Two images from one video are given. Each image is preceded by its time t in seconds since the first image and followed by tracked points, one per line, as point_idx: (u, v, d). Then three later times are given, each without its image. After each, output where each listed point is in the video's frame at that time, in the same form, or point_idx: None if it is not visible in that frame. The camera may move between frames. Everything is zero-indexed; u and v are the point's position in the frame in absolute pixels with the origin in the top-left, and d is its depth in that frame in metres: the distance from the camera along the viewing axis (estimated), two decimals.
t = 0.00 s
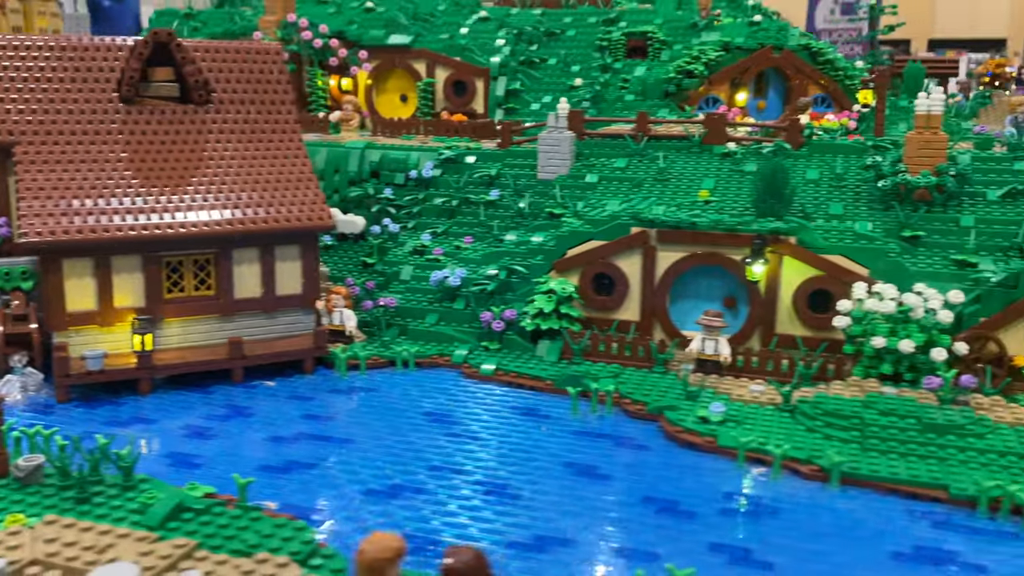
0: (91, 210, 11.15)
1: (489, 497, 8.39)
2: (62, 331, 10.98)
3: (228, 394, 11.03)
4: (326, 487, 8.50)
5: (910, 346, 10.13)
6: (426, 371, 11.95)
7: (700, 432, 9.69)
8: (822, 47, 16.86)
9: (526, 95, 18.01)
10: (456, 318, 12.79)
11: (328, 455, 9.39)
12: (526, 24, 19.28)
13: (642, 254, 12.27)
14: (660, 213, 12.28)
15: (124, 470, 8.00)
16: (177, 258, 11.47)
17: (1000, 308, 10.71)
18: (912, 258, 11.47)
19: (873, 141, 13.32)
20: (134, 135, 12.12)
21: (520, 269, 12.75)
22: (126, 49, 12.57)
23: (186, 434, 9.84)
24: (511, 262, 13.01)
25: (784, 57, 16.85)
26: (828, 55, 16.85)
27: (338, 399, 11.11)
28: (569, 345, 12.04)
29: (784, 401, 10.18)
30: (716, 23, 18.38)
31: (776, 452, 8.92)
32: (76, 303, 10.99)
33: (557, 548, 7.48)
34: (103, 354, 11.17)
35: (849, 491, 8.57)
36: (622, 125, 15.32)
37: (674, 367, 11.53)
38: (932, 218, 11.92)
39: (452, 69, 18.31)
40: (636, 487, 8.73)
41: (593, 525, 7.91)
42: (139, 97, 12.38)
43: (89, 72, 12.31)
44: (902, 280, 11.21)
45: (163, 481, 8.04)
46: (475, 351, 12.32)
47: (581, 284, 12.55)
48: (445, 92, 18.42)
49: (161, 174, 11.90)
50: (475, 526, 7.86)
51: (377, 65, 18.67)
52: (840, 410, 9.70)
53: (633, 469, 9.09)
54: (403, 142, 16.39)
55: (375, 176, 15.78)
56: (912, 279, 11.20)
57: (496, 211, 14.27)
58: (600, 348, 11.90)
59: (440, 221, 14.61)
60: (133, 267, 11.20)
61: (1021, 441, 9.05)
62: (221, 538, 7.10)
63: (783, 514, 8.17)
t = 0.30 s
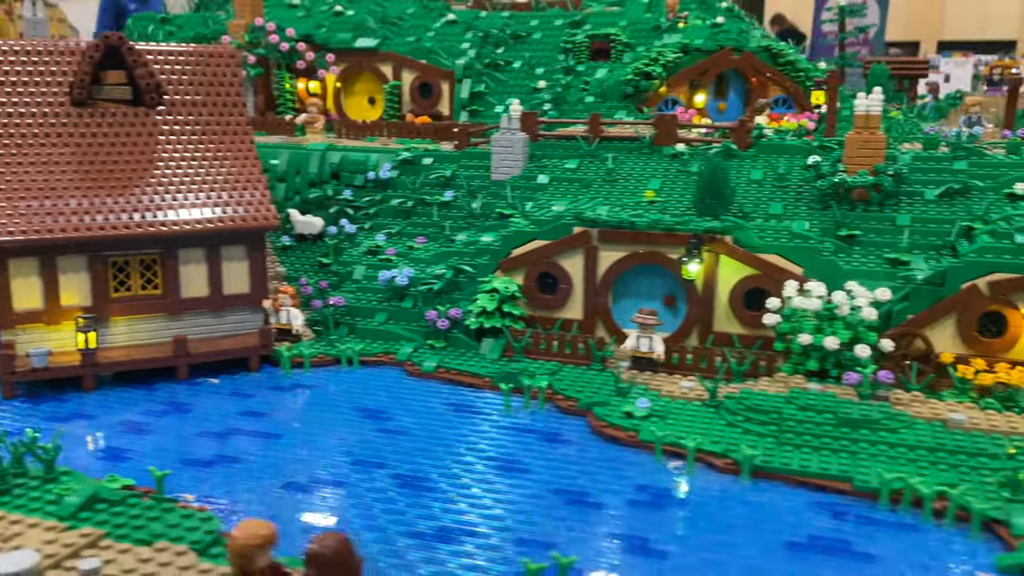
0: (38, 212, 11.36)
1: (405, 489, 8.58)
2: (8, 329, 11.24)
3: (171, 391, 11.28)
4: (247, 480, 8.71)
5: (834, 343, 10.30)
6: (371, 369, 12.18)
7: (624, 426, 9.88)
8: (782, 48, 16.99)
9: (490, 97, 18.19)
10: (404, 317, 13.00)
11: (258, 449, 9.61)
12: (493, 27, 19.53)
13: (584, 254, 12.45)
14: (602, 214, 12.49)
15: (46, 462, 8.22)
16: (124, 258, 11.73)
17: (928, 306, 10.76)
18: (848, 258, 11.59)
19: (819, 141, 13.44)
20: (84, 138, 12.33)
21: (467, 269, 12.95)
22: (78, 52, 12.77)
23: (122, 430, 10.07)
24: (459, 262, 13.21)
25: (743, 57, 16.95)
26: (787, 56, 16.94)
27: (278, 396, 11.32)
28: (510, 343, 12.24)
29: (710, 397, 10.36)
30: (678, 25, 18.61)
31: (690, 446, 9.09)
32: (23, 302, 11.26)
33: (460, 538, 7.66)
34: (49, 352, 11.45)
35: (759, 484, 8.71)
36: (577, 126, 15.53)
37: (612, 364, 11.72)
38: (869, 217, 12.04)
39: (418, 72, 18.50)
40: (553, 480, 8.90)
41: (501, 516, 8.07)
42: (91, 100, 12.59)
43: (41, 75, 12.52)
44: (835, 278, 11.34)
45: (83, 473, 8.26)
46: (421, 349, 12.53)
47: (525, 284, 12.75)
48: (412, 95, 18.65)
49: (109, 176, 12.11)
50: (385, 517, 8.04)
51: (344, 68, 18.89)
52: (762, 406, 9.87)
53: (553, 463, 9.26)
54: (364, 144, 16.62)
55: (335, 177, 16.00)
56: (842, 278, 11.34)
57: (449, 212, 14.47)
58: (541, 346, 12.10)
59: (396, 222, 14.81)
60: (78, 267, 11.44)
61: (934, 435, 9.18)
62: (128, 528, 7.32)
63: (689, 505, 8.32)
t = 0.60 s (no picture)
0: None
1: (336, 480, 8.73)
2: None
3: (124, 387, 11.49)
4: (183, 473, 8.89)
5: (771, 339, 10.51)
6: (324, 365, 12.37)
7: (561, 420, 10.03)
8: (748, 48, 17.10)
9: (460, 97, 18.31)
10: (361, 314, 13.16)
11: (200, 443, 9.79)
12: (464, 27, 19.69)
13: (536, 251, 12.58)
14: (554, 211, 12.62)
15: None
16: (79, 256, 11.94)
17: (867, 302, 10.93)
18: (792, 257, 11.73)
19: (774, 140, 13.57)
20: (43, 137, 12.53)
21: (423, 266, 13.11)
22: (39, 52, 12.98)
23: (70, 425, 10.28)
24: (416, 260, 13.36)
25: (708, 58, 17.14)
26: (752, 57, 17.06)
27: (229, 392, 11.49)
28: (462, 340, 12.38)
29: (650, 391, 10.50)
30: (647, 25, 18.75)
31: (619, 437, 9.23)
32: None
33: (380, 527, 7.80)
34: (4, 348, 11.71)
35: (686, 475, 8.83)
36: (539, 126, 15.68)
37: (560, 360, 11.88)
38: (815, 214, 12.18)
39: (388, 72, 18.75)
40: (484, 472, 9.04)
41: (425, 507, 8.22)
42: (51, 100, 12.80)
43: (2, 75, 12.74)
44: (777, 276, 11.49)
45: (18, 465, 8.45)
46: (375, 345, 12.69)
47: (480, 281, 12.87)
48: (384, 95, 18.84)
49: (67, 175, 12.33)
50: (311, 507, 8.19)
51: (316, 69, 19.10)
52: (697, 399, 10.02)
53: (487, 456, 9.40)
54: (332, 144, 16.78)
55: (302, 176, 16.17)
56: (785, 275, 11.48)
57: (410, 210, 14.63)
58: (493, 342, 12.27)
59: (359, 220, 14.96)
60: (33, 265, 11.67)
61: (862, 428, 9.31)
62: (52, 517, 7.50)
63: (613, 496, 8.46)
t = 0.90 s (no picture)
0: None
1: (271, 473, 8.91)
2: None
3: (81, 382, 11.73)
4: (124, 466, 9.09)
5: (710, 335, 10.69)
6: (281, 361, 12.55)
7: (502, 414, 10.18)
8: (715, 48, 17.25)
9: (432, 96, 18.51)
10: (321, 311, 13.35)
11: (148, 437, 9.99)
12: (438, 28, 19.92)
13: (491, 249, 12.72)
14: (508, 209, 12.68)
15: None
16: (40, 253, 12.16)
17: (810, 298, 10.98)
18: (739, 253, 11.88)
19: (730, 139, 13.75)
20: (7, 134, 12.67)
21: (382, 263, 13.28)
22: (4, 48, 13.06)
23: (24, 418, 10.52)
24: (376, 257, 13.53)
25: (675, 57, 17.32)
26: (721, 56, 17.22)
27: (184, 387, 11.67)
28: (418, 336, 12.60)
29: (593, 385, 10.66)
30: (617, 25, 18.94)
31: (554, 430, 9.41)
32: None
33: (306, 516, 7.97)
34: None
35: (616, 467, 9.00)
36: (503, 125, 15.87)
37: (510, 356, 12.07)
38: (764, 212, 12.34)
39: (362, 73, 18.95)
40: (419, 464, 9.19)
41: (354, 497, 8.36)
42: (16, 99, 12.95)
43: None
44: (725, 270, 11.59)
45: None
46: (333, 342, 12.86)
47: (437, 278, 13.04)
48: (358, 95, 19.06)
49: (29, 173, 12.53)
50: (242, 497, 8.37)
51: (291, 69, 19.34)
52: (636, 394, 10.17)
53: (424, 448, 9.53)
54: (302, 144, 16.96)
55: (271, 175, 16.34)
56: (730, 269, 11.59)
57: (374, 208, 14.79)
58: (446, 339, 12.47)
59: (325, 219, 15.14)
60: None
61: (794, 420, 9.44)
62: None
63: (539, 488, 8.60)
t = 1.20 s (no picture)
0: None
1: (215, 464, 9.13)
2: None
3: (43, 376, 11.97)
4: (73, 459, 9.33)
5: (656, 331, 10.98)
6: (242, 357, 12.77)
7: (449, 408, 10.38)
8: (686, 48, 17.42)
9: (407, 96, 18.69)
10: (285, 308, 13.57)
11: (101, 430, 10.23)
12: (415, 28, 20.14)
13: (450, 246, 12.89)
14: (467, 207, 12.85)
15: None
16: (5, 250, 12.39)
17: (755, 296, 11.17)
18: (691, 251, 12.08)
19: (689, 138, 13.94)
20: None
21: (345, 261, 13.49)
22: None
23: None
24: (340, 255, 13.74)
25: (647, 57, 17.50)
26: (692, 57, 17.42)
27: (144, 382, 11.89)
28: (377, 333, 12.80)
29: (541, 380, 10.85)
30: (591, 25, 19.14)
31: (495, 424, 9.62)
32: None
33: (241, 504, 8.19)
34: None
35: (553, 459, 9.21)
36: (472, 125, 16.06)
37: (466, 353, 12.24)
38: (718, 211, 12.51)
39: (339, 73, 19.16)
40: (361, 455, 9.40)
41: (291, 486, 8.58)
42: None
43: None
44: (678, 269, 11.76)
45: None
46: (295, 339, 13.08)
47: (398, 276, 13.22)
48: (335, 95, 19.26)
49: None
50: (182, 487, 8.59)
51: (269, 69, 19.59)
52: (580, 388, 10.36)
53: (368, 441, 9.74)
54: (276, 143, 17.19)
55: (244, 174, 16.53)
56: (683, 267, 11.77)
57: (341, 207, 15.00)
58: (404, 337, 12.68)
59: (294, 217, 15.35)
60: None
61: (731, 415, 9.63)
62: None
63: (474, 479, 8.80)
